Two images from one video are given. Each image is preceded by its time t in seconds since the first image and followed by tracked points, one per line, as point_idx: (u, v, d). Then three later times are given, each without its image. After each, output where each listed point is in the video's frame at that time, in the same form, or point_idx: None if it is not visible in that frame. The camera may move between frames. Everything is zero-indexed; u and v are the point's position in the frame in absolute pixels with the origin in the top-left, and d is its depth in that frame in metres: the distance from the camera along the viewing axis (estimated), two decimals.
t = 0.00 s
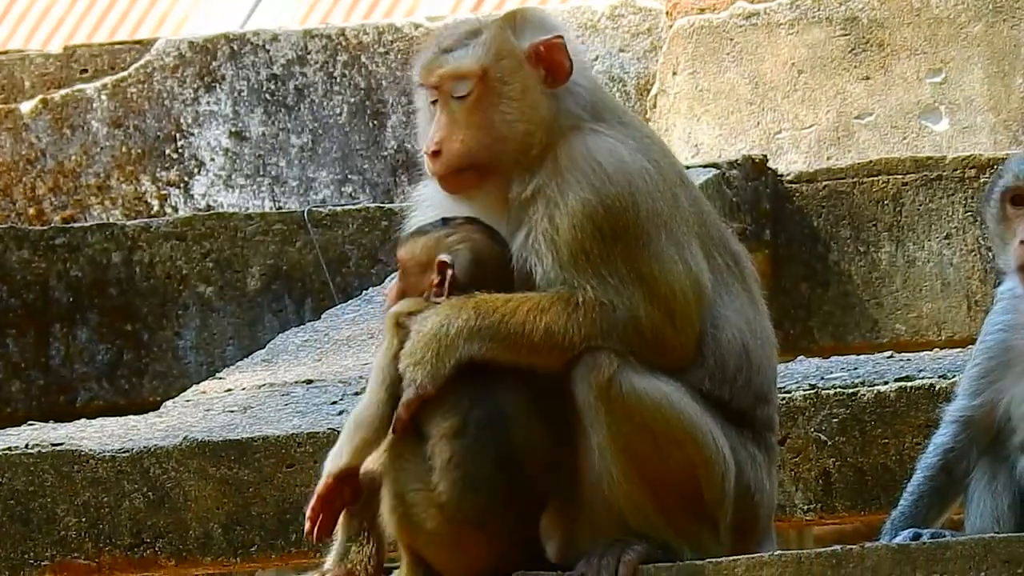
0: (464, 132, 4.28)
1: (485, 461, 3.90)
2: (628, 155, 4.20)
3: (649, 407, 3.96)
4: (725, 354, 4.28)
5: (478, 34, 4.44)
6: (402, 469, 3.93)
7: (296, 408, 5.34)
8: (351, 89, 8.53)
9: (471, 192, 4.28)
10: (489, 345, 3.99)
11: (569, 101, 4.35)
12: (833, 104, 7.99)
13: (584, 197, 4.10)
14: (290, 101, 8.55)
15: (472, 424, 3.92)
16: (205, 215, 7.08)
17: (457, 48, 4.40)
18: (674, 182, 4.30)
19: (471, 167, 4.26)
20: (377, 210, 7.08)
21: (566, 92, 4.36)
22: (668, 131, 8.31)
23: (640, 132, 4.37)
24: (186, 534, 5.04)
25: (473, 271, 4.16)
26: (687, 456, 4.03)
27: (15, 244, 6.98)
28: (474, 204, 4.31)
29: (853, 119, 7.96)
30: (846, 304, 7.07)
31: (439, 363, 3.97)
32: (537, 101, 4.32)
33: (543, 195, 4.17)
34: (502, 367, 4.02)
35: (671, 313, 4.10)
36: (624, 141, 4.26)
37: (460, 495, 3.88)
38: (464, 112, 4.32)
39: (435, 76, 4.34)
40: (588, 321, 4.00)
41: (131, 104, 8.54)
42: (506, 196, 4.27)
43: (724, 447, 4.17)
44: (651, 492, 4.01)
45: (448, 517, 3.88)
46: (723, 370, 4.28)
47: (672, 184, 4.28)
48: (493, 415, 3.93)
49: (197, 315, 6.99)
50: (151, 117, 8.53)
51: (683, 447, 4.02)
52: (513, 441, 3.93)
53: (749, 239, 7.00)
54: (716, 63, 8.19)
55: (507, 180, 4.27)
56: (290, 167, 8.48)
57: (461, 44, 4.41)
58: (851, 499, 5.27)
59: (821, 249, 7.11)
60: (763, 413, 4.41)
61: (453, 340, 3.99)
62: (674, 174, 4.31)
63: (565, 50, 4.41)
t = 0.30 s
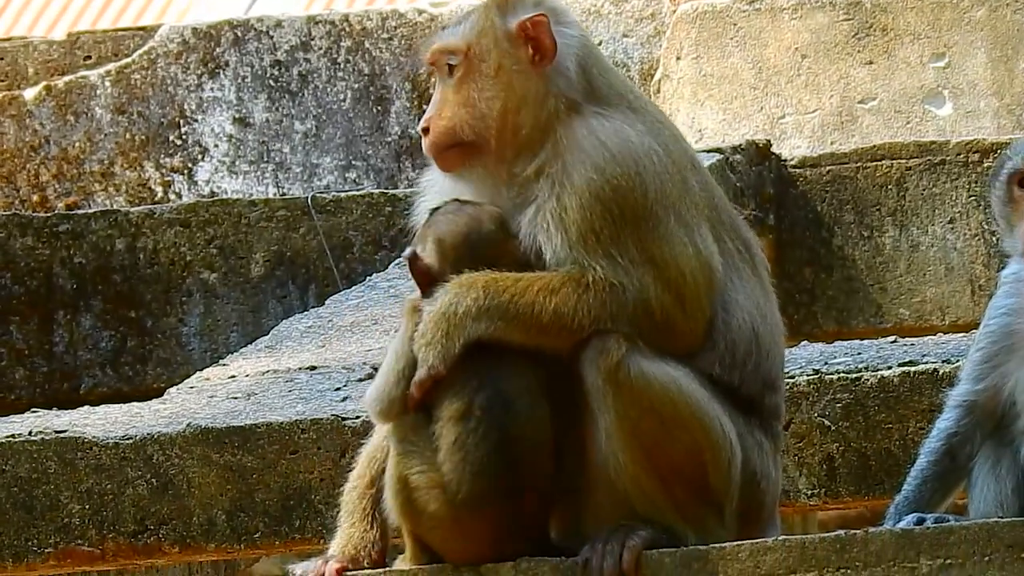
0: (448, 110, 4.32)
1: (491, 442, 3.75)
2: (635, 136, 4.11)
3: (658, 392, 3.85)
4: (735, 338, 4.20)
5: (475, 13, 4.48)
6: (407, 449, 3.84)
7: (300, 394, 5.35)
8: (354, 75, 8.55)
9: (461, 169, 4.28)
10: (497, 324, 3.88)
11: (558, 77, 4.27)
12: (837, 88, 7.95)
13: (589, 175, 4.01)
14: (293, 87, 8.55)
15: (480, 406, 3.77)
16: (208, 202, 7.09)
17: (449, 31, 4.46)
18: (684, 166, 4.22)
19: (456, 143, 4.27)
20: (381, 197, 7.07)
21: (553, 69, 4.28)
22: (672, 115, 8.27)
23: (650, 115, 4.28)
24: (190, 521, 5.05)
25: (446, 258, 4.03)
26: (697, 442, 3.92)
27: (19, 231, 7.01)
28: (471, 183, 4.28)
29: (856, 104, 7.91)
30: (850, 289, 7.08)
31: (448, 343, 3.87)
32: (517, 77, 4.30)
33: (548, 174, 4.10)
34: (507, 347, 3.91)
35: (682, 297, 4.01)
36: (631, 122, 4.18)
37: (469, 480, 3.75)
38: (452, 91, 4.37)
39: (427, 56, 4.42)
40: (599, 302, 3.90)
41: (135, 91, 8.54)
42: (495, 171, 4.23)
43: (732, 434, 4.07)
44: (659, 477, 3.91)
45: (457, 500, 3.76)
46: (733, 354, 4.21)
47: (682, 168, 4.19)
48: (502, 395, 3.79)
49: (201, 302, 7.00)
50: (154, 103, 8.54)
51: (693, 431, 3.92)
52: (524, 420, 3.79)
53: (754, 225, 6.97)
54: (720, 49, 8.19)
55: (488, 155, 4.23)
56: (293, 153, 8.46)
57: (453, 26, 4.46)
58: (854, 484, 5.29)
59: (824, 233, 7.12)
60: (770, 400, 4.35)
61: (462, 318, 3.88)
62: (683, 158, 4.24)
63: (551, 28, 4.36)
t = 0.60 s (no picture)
0: (450, 101, 4.31)
1: (494, 437, 3.77)
2: (637, 131, 4.11)
3: (660, 387, 3.86)
4: (736, 334, 4.20)
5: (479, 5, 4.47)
6: (411, 444, 3.84)
7: (301, 390, 5.35)
8: (355, 71, 8.60)
9: (463, 160, 4.28)
10: (500, 318, 3.88)
11: (561, 70, 4.27)
12: (838, 84, 7.95)
13: (591, 169, 4.02)
14: (294, 84, 8.60)
15: (484, 401, 3.78)
16: (209, 199, 7.13)
17: (454, 22, 4.44)
18: (686, 161, 4.21)
19: (459, 134, 4.27)
20: (382, 193, 7.13)
21: (556, 62, 4.27)
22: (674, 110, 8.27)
23: (653, 111, 4.28)
24: (191, 517, 5.06)
25: (443, 253, 4.03)
26: (698, 436, 3.92)
27: (20, 228, 7.01)
28: (472, 175, 4.28)
29: (857, 100, 7.92)
30: (851, 285, 7.06)
31: (452, 336, 3.86)
32: (518, 69, 4.29)
33: (550, 168, 4.11)
34: (510, 342, 3.91)
35: (684, 292, 4.01)
36: (634, 118, 4.17)
37: (473, 475, 3.75)
38: (455, 81, 4.36)
39: (432, 48, 4.42)
40: (601, 297, 3.90)
41: (135, 87, 8.55)
42: (495, 163, 4.23)
43: (734, 430, 4.07)
44: (660, 472, 3.91)
45: (459, 495, 3.77)
46: (734, 349, 4.21)
47: (684, 163, 4.19)
48: (506, 390, 3.80)
49: (202, 298, 7.01)
50: (155, 100, 8.54)
51: (694, 426, 3.92)
52: (526, 415, 3.80)
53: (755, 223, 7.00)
54: (721, 45, 8.18)
55: (489, 147, 4.23)
56: (294, 149, 8.49)
57: (457, 17, 4.45)
58: (856, 480, 5.28)
59: (825, 229, 7.11)
60: (771, 396, 4.35)
61: (465, 312, 3.88)
62: (686, 154, 4.23)
63: (555, 20, 4.35)
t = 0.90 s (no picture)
0: (446, 100, 4.31)
1: (495, 431, 3.76)
2: (636, 129, 4.11)
3: (659, 384, 3.86)
4: (735, 331, 4.20)
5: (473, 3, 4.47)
6: (411, 439, 3.85)
7: (299, 387, 5.35)
8: (352, 69, 8.61)
9: (461, 159, 4.27)
10: (502, 311, 3.88)
11: (558, 68, 4.26)
12: (835, 82, 7.96)
13: (590, 167, 4.02)
14: (292, 81, 8.61)
15: (486, 395, 3.78)
16: (207, 196, 7.14)
17: (451, 20, 4.43)
18: (685, 160, 4.21)
19: (456, 133, 4.26)
20: (379, 190, 7.13)
21: (553, 60, 4.27)
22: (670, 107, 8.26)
23: (651, 110, 4.28)
24: (189, 514, 5.06)
25: (448, 245, 4.03)
26: (697, 433, 3.92)
27: (18, 225, 7.02)
28: (470, 173, 4.28)
29: (854, 97, 7.92)
30: (849, 282, 7.06)
31: (454, 330, 3.87)
32: (515, 67, 4.29)
33: (549, 165, 4.11)
34: (511, 336, 3.90)
35: (685, 289, 4.01)
36: (632, 116, 4.17)
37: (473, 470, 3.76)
38: (451, 80, 4.35)
39: (429, 46, 4.41)
40: (603, 293, 3.90)
41: (133, 85, 8.56)
42: (493, 162, 4.22)
43: (733, 429, 4.07)
44: (659, 469, 3.91)
45: (458, 490, 3.77)
46: (733, 347, 4.21)
47: (683, 162, 4.19)
48: (507, 384, 3.80)
49: (199, 295, 7.02)
50: (152, 97, 8.55)
51: (694, 423, 3.92)
52: (526, 409, 3.80)
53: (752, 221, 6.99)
54: (718, 42, 8.17)
55: (486, 145, 4.23)
56: (291, 147, 8.49)
57: (454, 16, 4.44)
58: (854, 477, 5.27)
59: (823, 227, 7.11)
60: (770, 394, 4.35)
61: (467, 306, 3.88)
62: (685, 152, 4.23)
63: (551, 18, 4.35)
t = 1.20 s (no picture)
0: (443, 98, 4.31)
1: (494, 430, 3.77)
2: (631, 127, 4.10)
3: (657, 384, 3.85)
4: (731, 329, 4.19)
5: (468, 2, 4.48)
6: (408, 438, 3.86)
7: (295, 386, 5.35)
8: (349, 68, 8.61)
9: (457, 158, 4.28)
10: (499, 308, 3.88)
11: (553, 65, 4.26)
12: (831, 80, 7.97)
13: (585, 165, 4.01)
14: (288, 80, 8.61)
15: (485, 394, 3.79)
16: (203, 195, 7.14)
17: (447, 19, 4.44)
18: (681, 158, 4.20)
19: (452, 132, 4.27)
20: (376, 189, 7.13)
21: (548, 57, 4.27)
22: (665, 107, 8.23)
23: (647, 109, 4.27)
24: (186, 514, 5.06)
25: (451, 245, 4.04)
26: (696, 433, 3.91)
27: (14, 224, 7.01)
28: (467, 172, 4.29)
29: (850, 95, 7.93)
30: (845, 280, 7.07)
31: (451, 327, 3.88)
32: (510, 65, 4.30)
33: (545, 163, 4.10)
34: (509, 333, 3.90)
35: (682, 288, 3.99)
36: (628, 114, 4.17)
37: (472, 468, 3.76)
38: (446, 79, 4.36)
39: (423, 45, 4.41)
40: (599, 291, 3.89)
41: (129, 84, 8.55)
42: (489, 161, 4.24)
43: (730, 427, 4.06)
44: (656, 467, 3.91)
45: (456, 489, 3.78)
46: (730, 344, 4.20)
47: (679, 160, 4.18)
48: (506, 383, 3.81)
49: (196, 294, 7.03)
50: (149, 96, 8.54)
51: (692, 422, 3.91)
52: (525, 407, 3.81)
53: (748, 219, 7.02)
54: (713, 42, 8.20)
55: (482, 144, 4.24)
56: (288, 146, 8.49)
57: (450, 15, 4.45)
58: (850, 476, 5.30)
59: (819, 225, 7.13)
60: (766, 392, 4.34)
61: (464, 304, 3.88)
62: (681, 150, 4.22)
63: (545, 16, 4.36)
